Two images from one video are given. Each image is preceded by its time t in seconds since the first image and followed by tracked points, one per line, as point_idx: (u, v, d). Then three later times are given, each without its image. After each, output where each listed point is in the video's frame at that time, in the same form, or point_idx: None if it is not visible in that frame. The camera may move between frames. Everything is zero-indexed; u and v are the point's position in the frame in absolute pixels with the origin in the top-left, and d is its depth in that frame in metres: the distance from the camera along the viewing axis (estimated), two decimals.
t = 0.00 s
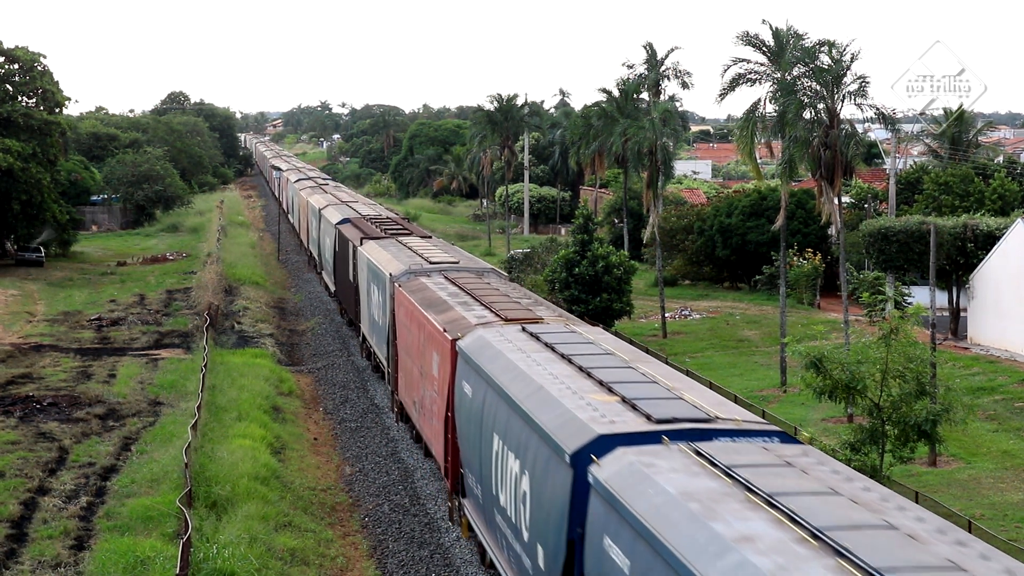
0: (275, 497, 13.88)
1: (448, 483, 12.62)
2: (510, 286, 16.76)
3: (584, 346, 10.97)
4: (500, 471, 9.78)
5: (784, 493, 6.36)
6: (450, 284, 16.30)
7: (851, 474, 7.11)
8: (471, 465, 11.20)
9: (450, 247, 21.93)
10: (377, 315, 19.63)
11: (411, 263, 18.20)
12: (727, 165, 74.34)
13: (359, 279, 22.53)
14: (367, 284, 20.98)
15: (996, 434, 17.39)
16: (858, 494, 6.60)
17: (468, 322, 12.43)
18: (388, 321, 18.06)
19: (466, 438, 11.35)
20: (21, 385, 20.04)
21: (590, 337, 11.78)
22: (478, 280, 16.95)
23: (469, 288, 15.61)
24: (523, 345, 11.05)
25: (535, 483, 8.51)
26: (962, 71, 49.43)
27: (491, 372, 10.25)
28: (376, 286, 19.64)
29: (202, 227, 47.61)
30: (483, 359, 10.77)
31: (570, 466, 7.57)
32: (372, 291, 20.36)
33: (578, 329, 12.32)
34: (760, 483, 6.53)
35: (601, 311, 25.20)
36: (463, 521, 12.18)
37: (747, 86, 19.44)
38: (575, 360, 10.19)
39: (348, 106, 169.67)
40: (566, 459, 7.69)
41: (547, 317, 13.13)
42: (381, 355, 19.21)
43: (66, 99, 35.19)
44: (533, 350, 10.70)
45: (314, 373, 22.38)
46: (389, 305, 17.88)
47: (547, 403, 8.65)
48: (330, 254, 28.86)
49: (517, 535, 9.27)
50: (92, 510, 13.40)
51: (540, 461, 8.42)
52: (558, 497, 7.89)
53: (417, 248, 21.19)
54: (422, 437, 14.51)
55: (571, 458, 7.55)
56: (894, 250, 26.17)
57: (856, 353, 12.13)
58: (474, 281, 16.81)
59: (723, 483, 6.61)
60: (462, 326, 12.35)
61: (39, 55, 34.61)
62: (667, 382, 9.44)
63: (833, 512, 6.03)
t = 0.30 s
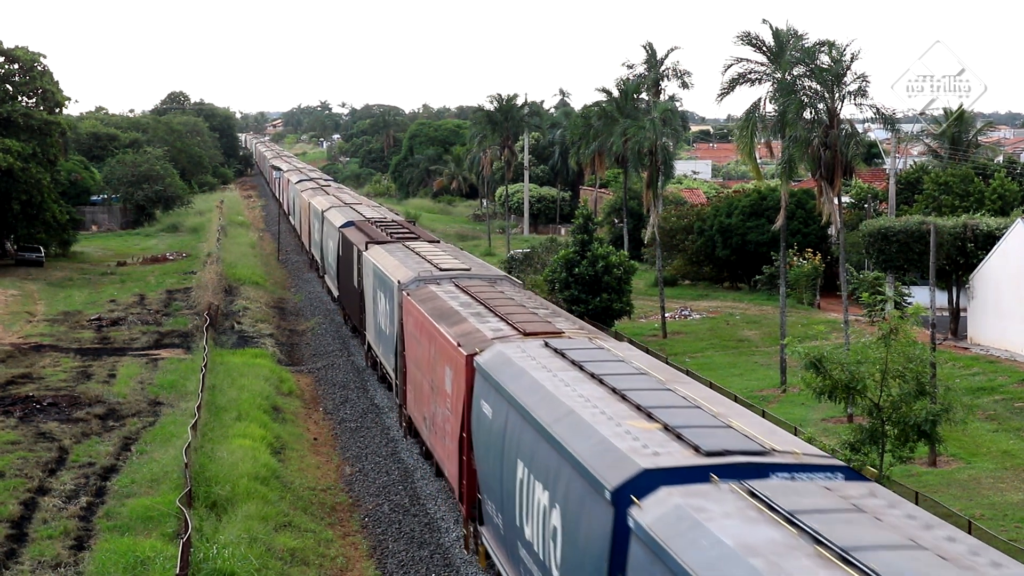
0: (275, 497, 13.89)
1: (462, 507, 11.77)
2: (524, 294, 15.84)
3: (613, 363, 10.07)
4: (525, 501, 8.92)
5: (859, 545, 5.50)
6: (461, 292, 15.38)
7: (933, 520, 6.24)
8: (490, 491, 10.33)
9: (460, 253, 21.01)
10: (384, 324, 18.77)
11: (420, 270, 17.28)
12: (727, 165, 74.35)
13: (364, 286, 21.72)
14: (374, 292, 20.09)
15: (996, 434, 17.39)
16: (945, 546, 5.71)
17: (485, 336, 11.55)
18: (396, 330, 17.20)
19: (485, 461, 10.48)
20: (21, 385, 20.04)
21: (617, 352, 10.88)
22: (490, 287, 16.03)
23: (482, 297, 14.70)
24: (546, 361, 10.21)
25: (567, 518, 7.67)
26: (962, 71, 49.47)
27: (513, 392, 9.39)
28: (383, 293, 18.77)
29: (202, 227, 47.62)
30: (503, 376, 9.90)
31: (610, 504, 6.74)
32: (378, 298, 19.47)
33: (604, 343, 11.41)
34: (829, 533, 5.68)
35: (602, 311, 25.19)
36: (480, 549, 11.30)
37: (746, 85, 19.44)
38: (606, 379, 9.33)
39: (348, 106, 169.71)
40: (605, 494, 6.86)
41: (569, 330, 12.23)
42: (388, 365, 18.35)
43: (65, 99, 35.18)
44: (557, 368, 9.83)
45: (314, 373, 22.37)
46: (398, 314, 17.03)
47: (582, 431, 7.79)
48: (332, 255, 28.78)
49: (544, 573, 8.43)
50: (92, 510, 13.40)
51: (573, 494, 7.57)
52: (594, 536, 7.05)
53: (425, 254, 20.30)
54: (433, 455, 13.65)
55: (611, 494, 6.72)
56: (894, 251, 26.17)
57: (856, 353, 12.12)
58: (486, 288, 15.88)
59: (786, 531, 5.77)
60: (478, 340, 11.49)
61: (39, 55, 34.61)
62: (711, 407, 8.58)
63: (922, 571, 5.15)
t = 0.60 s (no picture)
0: (275, 497, 13.89)
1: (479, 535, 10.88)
2: (541, 303, 14.83)
3: (646, 383, 9.12)
4: (554, 538, 8.07)
5: None
6: (475, 302, 14.42)
7: None
8: (511, 521, 9.48)
9: (470, 258, 20.05)
10: (391, 333, 17.84)
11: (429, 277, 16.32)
12: (727, 165, 74.38)
13: (369, 292, 20.83)
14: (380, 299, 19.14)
15: (996, 434, 17.39)
16: None
17: (503, 352, 10.66)
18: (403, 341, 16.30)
19: (505, 490, 9.61)
20: (20, 385, 20.03)
21: (648, 370, 9.92)
22: (505, 296, 15.05)
23: (496, 306, 13.74)
24: (571, 380, 9.35)
25: (604, 564, 6.84)
26: (962, 71, 49.42)
27: (537, 417, 8.53)
28: (391, 301, 17.81)
29: (202, 227, 47.63)
30: (525, 399, 9.02)
31: (658, 553, 5.91)
32: (385, 305, 18.50)
33: (632, 359, 10.46)
34: None
35: (601, 311, 25.19)
36: None
37: (746, 85, 19.43)
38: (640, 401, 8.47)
39: (348, 106, 169.78)
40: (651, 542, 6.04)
41: (594, 345, 11.27)
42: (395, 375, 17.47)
43: (65, 99, 35.16)
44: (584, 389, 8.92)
45: (314, 373, 22.36)
46: (406, 323, 16.08)
47: (620, 466, 6.95)
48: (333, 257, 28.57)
49: None
50: (92, 510, 13.40)
51: (611, 538, 6.73)
52: None
53: (434, 258, 19.36)
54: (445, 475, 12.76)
55: (659, 541, 5.89)
56: (893, 251, 26.17)
57: (856, 353, 12.11)
58: (500, 297, 14.90)
59: None
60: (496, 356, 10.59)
61: (39, 55, 34.60)
62: (762, 434, 7.71)
63: None
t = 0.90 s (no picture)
0: (275, 497, 13.89)
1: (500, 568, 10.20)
2: (559, 314, 14.04)
3: (684, 410, 8.50)
4: None
5: None
6: (489, 313, 13.64)
7: None
8: (536, 558, 8.89)
9: (480, 263, 19.19)
10: (398, 343, 17.08)
11: (439, 284, 15.51)
12: (727, 165, 74.37)
13: (375, 299, 20.04)
14: (387, 308, 18.34)
15: (997, 434, 17.39)
16: None
17: (514, 363, 10.38)
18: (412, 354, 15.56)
19: (531, 525, 8.96)
20: (20, 385, 20.04)
21: (683, 393, 9.29)
22: (520, 305, 14.25)
23: (511, 318, 12.97)
24: (602, 405, 8.70)
25: None
26: (963, 71, 49.36)
27: (567, 450, 7.94)
28: (398, 309, 17.03)
29: (202, 227, 47.64)
30: (551, 427, 8.43)
31: None
32: (392, 313, 17.71)
33: (662, 380, 9.79)
34: None
35: (602, 311, 25.21)
36: None
37: (746, 85, 19.43)
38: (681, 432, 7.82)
39: (348, 107, 169.81)
40: None
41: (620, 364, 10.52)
42: (403, 390, 16.74)
43: (65, 99, 35.16)
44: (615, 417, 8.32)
45: (314, 373, 22.36)
46: (415, 334, 15.34)
47: (665, 511, 6.39)
48: (335, 258, 28.39)
49: None
50: (92, 510, 13.40)
51: None
52: None
53: (443, 264, 18.50)
54: (459, 500, 12.11)
55: None
56: (894, 251, 26.17)
57: (856, 353, 12.12)
58: (515, 306, 14.10)
59: None
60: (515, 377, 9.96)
61: (39, 55, 34.61)
62: (819, 470, 7.08)
63: None
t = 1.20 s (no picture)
0: (275, 497, 13.89)
1: None
2: (579, 326, 13.00)
3: (734, 441, 7.56)
4: None
5: None
6: (505, 324, 12.59)
7: None
8: None
9: (491, 269, 18.12)
10: (405, 354, 16.04)
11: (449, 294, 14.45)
12: (727, 165, 74.40)
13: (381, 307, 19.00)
14: (393, 318, 17.28)
15: (996, 434, 17.40)
16: None
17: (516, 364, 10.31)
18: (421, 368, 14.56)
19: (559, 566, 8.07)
20: (20, 385, 20.04)
21: (729, 420, 8.32)
22: (537, 316, 13.19)
23: (530, 331, 11.92)
24: (642, 434, 7.78)
25: None
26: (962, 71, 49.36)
27: (606, 486, 7.06)
28: (404, 319, 15.98)
29: (202, 227, 47.65)
30: (586, 458, 7.53)
31: None
32: (399, 323, 16.65)
33: (703, 404, 8.81)
34: None
35: (601, 311, 25.21)
36: None
37: (746, 85, 19.44)
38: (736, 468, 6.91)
39: (348, 107, 169.84)
40: None
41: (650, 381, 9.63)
42: (411, 404, 15.78)
43: (66, 99, 35.15)
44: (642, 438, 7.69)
45: (314, 373, 22.36)
46: (424, 346, 14.30)
47: (727, 564, 5.52)
48: (335, 259, 28.34)
49: None
50: (92, 510, 13.40)
51: None
52: None
53: (450, 271, 17.47)
54: (475, 528, 11.20)
55: None
56: (894, 251, 26.17)
57: (856, 353, 12.12)
58: (532, 317, 13.04)
59: None
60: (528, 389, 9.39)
61: (39, 56, 34.61)
62: (898, 514, 6.19)
63: None
